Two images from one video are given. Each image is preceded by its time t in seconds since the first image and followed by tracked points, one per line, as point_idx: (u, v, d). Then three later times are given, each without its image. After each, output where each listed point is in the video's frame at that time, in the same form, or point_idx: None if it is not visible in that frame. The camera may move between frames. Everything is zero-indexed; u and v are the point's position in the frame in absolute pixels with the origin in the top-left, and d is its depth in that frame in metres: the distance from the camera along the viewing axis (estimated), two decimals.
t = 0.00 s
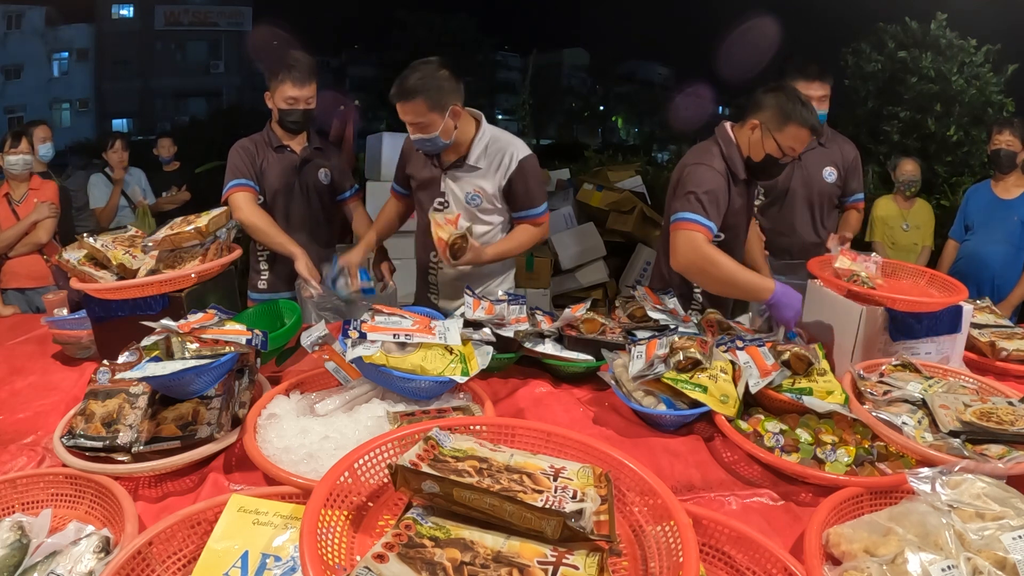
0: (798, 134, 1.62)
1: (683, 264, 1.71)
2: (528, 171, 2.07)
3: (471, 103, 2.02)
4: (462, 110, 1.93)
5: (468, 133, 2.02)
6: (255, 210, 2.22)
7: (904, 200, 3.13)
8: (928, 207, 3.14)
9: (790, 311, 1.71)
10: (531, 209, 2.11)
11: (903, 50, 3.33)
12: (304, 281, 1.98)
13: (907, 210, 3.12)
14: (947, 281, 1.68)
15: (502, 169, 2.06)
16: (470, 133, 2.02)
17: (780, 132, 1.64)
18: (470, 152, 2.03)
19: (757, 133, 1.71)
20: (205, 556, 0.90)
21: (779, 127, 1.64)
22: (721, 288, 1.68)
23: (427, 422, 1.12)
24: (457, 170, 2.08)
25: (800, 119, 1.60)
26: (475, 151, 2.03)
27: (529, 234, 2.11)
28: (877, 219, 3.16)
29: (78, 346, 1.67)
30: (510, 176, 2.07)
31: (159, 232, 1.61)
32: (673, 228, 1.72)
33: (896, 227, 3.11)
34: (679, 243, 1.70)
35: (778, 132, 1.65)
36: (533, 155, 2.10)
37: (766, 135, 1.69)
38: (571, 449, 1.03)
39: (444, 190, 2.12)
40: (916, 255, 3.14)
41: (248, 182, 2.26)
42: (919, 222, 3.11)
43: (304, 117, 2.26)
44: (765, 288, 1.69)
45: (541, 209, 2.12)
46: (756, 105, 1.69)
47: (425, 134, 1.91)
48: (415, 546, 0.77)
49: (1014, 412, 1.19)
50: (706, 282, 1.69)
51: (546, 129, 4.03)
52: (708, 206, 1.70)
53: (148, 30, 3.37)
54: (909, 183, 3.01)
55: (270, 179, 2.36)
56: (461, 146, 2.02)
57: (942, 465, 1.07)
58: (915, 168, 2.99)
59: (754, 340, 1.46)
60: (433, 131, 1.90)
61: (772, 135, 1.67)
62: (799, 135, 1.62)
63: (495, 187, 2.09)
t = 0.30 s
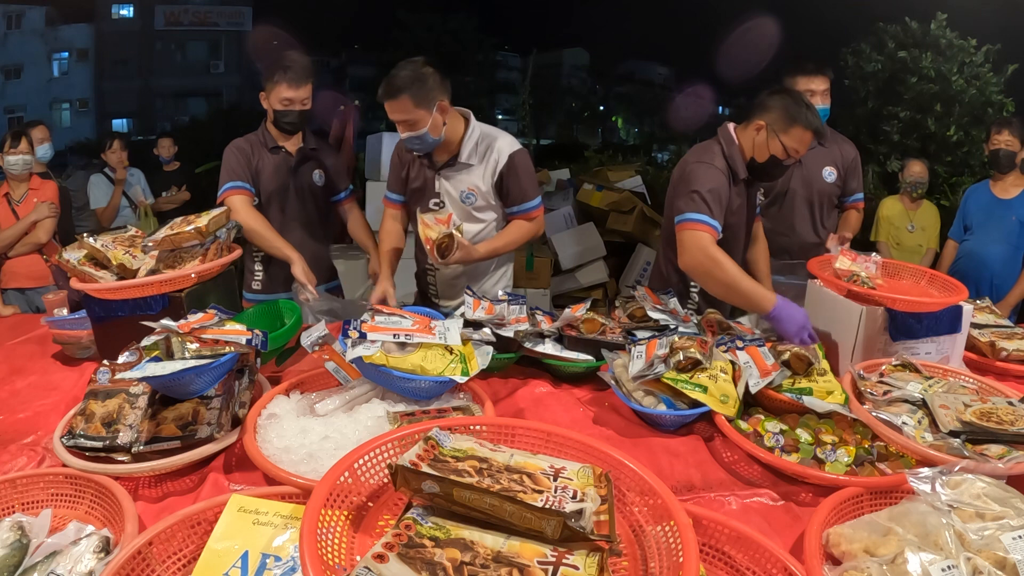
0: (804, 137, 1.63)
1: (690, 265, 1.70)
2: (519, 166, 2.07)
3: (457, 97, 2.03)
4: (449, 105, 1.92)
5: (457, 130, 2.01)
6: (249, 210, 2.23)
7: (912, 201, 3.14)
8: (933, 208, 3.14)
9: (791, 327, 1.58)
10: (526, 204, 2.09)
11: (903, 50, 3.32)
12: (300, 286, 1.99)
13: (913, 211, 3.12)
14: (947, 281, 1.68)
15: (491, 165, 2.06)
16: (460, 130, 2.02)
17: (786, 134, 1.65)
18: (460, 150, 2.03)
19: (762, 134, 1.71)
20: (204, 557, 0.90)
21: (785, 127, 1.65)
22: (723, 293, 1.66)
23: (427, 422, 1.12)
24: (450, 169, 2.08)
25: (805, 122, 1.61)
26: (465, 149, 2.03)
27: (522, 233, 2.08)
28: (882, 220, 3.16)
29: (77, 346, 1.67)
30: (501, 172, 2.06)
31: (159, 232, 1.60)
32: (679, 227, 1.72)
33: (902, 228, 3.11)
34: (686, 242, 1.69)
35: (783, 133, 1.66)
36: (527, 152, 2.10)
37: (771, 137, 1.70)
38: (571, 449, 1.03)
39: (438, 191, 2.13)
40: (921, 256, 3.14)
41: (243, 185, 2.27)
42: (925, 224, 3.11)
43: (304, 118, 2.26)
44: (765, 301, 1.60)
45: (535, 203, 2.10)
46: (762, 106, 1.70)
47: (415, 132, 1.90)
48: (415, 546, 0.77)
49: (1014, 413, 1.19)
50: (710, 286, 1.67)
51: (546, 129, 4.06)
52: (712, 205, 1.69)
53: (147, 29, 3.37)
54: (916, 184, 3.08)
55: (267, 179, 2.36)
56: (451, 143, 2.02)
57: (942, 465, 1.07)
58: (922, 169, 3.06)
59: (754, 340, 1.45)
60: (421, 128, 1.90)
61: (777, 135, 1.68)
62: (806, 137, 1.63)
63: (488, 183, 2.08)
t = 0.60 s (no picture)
0: (807, 136, 1.65)
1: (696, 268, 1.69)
2: (502, 169, 2.00)
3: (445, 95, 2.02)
4: (440, 109, 1.91)
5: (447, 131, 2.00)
6: (251, 206, 2.26)
7: (908, 201, 3.14)
8: (927, 208, 3.15)
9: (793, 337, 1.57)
10: (508, 210, 2.01)
11: (903, 50, 3.33)
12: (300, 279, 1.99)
13: (909, 210, 3.13)
14: (947, 281, 1.68)
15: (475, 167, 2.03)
16: (448, 132, 2.00)
17: (790, 133, 1.66)
18: (449, 151, 2.02)
19: (766, 134, 1.71)
20: (204, 557, 0.90)
21: (790, 126, 1.65)
22: (727, 297, 1.63)
23: (427, 422, 1.12)
24: (439, 170, 2.08)
25: (809, 122, 1.63)
26: (453, 150, 2.02)
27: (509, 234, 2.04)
28: (879, 219, 3.16)
29: (78, 346, 1.67)
30: (483, 174, 2.01)
31: (159, 232, 1.60)
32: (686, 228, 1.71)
33: (899, 227, 3.12)
34: (693, 244, 1.69)
35: (788, 133, 1.67)
36: (513, 157, 2.03)
37: (775, 137, 1.70)
38: (571, 449, 1.03)
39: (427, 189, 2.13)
40: (918, 256, 3.14)
41: (246, 181, 2.31)
42: (920, 223, 3.12)
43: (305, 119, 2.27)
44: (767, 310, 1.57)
45: (517, 209, 2.02)
46: (764, 106, 1.71)
47: (406, 133, 1.92)
48: (415, 546, 0.77)
49: (1015, 413, 1.19)
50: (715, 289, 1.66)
51: (546, 129, 4.07)
52: (717, 205, 1.69)
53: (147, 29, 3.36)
54: (912, 184, 3.02)
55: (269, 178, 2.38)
56: (439, 143, 2.01)
57: (942, 465, 1.07)
58: (918, 169, 2.99)
59: (754, 340, 1.45)
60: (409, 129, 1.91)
61: (782, 135, 1.68)
62: (809, 137, 1.65)
63: (474, 185, 2.05)
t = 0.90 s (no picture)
0: (800, 129, 1.64)
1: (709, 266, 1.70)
2: (440, 187, 1.98)
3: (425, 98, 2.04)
4: (420, 112, 1.97)
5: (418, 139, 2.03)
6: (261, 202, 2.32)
7: (898, 199, 3.13)
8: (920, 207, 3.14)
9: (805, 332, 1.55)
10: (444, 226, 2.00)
11: (903, 50, 3.33)
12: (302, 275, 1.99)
13: (899, 210, 3.12)
14: (946, 281, 1.68)
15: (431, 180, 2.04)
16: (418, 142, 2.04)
17: (783, 127, 1.66)
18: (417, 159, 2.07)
19: (759, 129, 1.72)
20: (205, 556, 0.90)
21: (782, 121, 1.65)
22: (741, 292, 1.64)
23: (427, 422, 1.12)
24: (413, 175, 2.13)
25: (801, 116, 1.63)
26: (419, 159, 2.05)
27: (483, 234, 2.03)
28: (869, 219, 3.16)
29: (78, 346, 1.67)
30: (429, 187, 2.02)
31: (159, 232, 1.60)
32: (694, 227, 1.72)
33: (889, 226, 3.11)
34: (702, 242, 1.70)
35: (779, 126, 1.66)
36: (457, 176, 1.98)
37: (768, 132, 1.70)
38: (571, 449, 1.03)
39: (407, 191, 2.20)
40: (909, 254, 3.15)
41: (261, 177, 2.36)
42: (911, 222, 3.11)
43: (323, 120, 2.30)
44: (780, 304, 1.58)
45: (450, 227, 2.00)
46: (756, 102, 1.71)
47: (386, 136, 2.00)
48: (415, 547, 0.77)
49: (1014, 413, 1.19)
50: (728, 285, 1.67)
51: (546, 128, 4.14)
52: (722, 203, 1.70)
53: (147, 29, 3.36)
54: (904, 182, 3.04)
55: (287, 174, 2.39)
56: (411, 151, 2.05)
57: (942, 465, 1.07)
58: (909, 167, 3.02)
59: (754, 340, 1.45)
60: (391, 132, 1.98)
61: (775, 130, 1.68)
62: (803, 129, 1.64)
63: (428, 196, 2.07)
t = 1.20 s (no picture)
0: (780, 123, 1.83)
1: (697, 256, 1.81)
2: (416, 179, 1.95)
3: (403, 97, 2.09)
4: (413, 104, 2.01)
5: (404, 133, 2.05)
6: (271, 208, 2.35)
7: (894, 199, 3.13)
8: (916, 207, 3.15)
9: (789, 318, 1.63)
10: (421, 220, 1.96)
11: (903, 50, 3.31)
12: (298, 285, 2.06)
13: (895, 210, 3.13)
14: (946, 281, 1.68)
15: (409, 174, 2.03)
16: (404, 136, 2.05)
17: (764, 121, 1.84)
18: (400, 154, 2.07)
19: (742, 125, 1.87)
20: (205, 556, 0.90)
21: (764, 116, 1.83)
22: (728, 283, 1.75)
23: (427, 422, 1.12)
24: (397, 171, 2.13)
25: (781, 110, 1.82)
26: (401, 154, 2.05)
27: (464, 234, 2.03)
28: (867, 219, 3.16)
29: (78, 346, 1.67)
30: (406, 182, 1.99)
31: (159, 232, 1.60)
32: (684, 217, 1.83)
33: (885, 226, 3.12)
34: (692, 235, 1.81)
35: (762, 121, 1.84)
36: (433, 170, 1.95)
37: (751, 127, 1.86)
38: (571, 449, 1.03)
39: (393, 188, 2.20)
40: (904, 254, 3.15)
41: (272, 181, 2.38)
42: (907, 222, 3.12)
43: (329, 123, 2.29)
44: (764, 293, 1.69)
45: (427, 222, 1.96)
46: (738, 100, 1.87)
47: (374, 125, 2.00)
48: (415, 547, 0.77)
49: (1014, 413, 1.19)
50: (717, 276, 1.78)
51: (546, 129, 4.02)
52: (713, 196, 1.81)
53: (147, 29, 3.36)
54: (899, 182, 3.01)
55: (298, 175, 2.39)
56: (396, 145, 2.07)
57: (942, 465, 1.07)
58: (905, 168, 2.99)
59: (754, 340, 1.45)
60: (381, 120, 1.99)
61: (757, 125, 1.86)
62: (782, 125, 1.83)
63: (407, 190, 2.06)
